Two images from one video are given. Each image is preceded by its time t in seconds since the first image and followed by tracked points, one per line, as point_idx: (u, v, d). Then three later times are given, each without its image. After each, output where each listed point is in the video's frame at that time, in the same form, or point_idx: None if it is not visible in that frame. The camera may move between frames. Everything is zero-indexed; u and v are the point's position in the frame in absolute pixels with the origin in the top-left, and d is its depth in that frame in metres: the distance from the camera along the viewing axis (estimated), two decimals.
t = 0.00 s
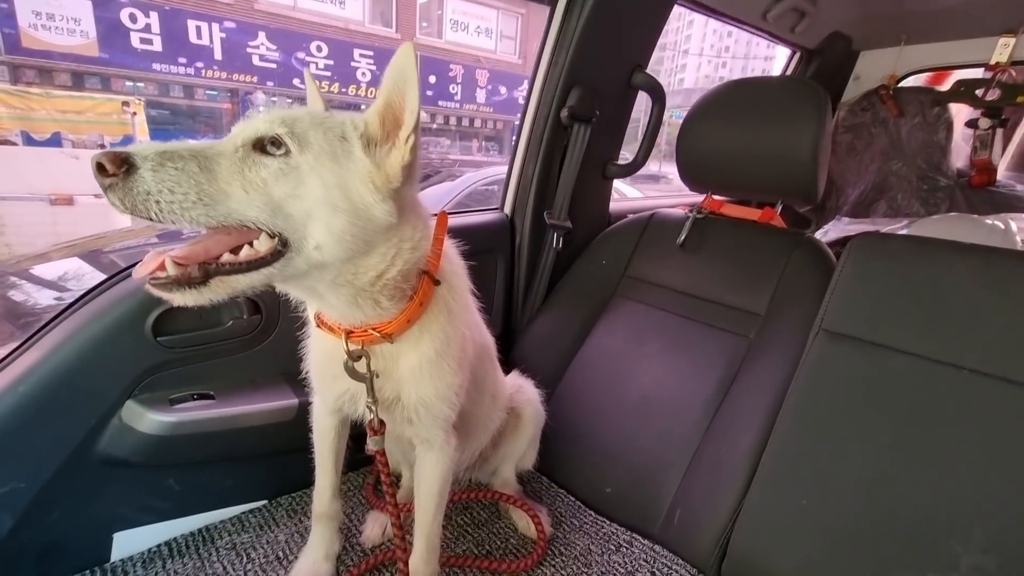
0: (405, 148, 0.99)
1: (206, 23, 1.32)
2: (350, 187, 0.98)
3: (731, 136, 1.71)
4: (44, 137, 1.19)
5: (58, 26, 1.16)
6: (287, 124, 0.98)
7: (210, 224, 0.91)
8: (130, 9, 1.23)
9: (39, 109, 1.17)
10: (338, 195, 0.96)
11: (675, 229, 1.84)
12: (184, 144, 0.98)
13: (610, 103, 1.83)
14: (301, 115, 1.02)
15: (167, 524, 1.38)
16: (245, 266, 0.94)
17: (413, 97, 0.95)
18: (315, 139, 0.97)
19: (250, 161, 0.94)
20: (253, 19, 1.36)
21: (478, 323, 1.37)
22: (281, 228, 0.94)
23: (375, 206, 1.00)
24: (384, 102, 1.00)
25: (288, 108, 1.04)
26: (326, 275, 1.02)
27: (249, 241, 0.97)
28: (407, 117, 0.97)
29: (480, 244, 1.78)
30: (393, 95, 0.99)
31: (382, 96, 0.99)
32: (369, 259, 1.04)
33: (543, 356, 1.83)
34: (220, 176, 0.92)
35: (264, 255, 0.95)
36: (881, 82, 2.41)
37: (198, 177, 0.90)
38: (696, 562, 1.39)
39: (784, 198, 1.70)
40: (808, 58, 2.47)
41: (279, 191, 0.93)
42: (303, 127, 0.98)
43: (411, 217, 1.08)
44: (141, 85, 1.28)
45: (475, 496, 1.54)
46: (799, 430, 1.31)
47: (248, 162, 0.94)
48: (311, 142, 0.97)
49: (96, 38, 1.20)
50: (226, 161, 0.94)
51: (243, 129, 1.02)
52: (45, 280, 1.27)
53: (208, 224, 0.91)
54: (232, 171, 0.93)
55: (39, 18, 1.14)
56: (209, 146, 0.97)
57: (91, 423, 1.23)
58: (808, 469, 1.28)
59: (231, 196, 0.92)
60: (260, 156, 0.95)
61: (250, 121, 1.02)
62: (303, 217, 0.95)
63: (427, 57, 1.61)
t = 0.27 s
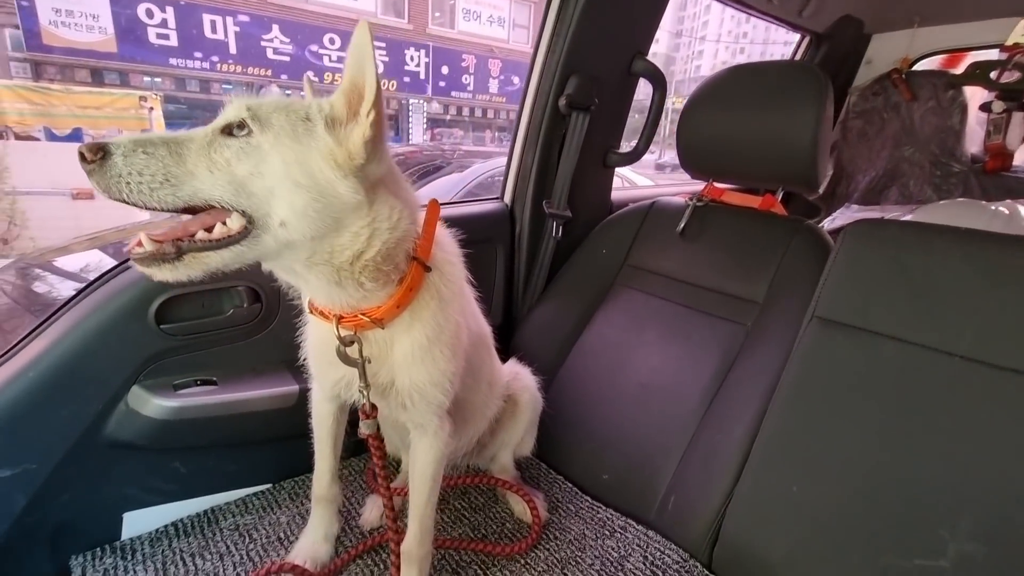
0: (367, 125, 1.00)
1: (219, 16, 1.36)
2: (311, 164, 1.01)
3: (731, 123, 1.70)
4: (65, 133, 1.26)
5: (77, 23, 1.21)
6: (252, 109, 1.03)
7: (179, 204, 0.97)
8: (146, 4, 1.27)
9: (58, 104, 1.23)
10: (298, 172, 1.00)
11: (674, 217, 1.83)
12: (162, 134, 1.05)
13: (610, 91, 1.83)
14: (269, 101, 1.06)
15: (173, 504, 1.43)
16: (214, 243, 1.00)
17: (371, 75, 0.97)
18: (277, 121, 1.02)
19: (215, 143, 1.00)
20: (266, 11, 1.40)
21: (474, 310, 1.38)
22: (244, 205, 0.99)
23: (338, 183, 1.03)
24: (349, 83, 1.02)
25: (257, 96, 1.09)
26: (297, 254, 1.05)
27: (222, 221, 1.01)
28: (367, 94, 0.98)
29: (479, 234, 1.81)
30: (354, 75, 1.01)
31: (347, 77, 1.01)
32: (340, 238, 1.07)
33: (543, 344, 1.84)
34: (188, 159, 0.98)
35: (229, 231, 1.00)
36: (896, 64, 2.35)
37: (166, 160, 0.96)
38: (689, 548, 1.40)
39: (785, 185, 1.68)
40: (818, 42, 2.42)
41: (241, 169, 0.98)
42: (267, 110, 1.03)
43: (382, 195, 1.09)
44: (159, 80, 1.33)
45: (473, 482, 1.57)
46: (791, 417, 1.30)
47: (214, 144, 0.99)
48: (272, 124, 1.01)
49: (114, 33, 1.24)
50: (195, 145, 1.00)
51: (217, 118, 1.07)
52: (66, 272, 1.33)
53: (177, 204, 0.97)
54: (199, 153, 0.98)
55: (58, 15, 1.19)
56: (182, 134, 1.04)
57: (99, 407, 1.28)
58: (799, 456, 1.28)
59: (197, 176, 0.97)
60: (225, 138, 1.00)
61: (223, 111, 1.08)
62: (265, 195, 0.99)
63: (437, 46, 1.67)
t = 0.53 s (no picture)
0: (377, 125, 1.01)
1: (236, 10, 1.37)
2: (313, 160, 1.02)
3: (744, 111, 1.67)
4: (87, 128, 1.27)
5: (97, 18, 1.23)
6: (252, 105, 1.04)
7: (183, 200, 0.99)
8: None
9: (80, 100, 1.25)
10: (300, 167, 1.01)
11: (686, 209, 1.81)
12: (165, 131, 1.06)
13: (620, 80, 1.82)
14: (268, 96, 1.07)
15: (191, 493, 1.47)
16: (218, 239, 1.01)
17: (392, 78, 0.96)
18: (278, 117, 1.03)
19: (216, 140, 1.01)
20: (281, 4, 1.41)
21: (483, 304, 1.39)
22: (246, 200, 1.00)
23: (340, 178, 1.04)
24: (360, 81, 1.02)
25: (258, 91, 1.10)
26: (297, 249, 1.07)
27: (227, 218, 1.03)
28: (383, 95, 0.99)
29: (489, 226, 1.82)
30: (367, 74, 1.01)
31: (358, 75, 1.01)
32: (341, 233, 1.08)
33: (553, 337, 1.84)
34: (191, 155, 0.99)
35: (230, 225, 1.01)
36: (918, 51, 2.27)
37: (170, 157, 0.98)
38: (699, 542, 1.40)
39: (801, 174, 1.64)
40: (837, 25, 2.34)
41: (243, 165, 0.99)
42: (268, 106, 1.04)
43: (383, 189, 1.11)
44: (177, 74, 1.35)
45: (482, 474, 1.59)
46: (803, 412, 1.29)
47: (215, 141, 1.01)
48: (273, 119, 1.02)
49: (134, 29, 1.26)
50: (197, 142, 1.01)
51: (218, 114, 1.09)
52: (89, 263, 1.37)
53: (181, 201, 0.98)
54: (201, 149, 1.00)
55: (79, 10, 1.20)
56: (185, 130, 1.05)
57: (117, 397, 1.31)
58: (809, 452, 1.26)
59: (199, 173, 0.99)
60: (226, 134, 1.02)
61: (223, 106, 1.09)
62: (267, 190, 1.00)
63: (450, 36, 1.67)
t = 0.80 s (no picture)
0: (389, 131, 1.03)
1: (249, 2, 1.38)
2: (325, 165, 1.04)
3: (756, 103, 1.64)
4: (106, 123, 1.30)
5: (114, 13, 1.26)
6: (258, 113, 1.05)
7: (199, 214, 1.00)
8: None
9: (100, 95, 1.28)
10: (313, 174, 1.02)
11: (697, 202, 1.80)
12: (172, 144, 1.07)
13: (630, 72, 1.79)
14: (271, 103, 1.07)
15: (206, 484, 1.51)
16: (233, 247, 1.02)
17: (400, 82, 0.97)
18: (285, 124, 1.04)
19: (226, 151, 1.02)
20: None
21: (489, 300, 1.39)
22: (261, 209, 1.01)
23: (352, 182, 1.06)
24: (367, 83, 1.03)
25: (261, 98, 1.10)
26: (311, 252, 1.08)
27: (240, 225, 1.04)
28: (393, 101, 1.00)
29: (497, 222, 1.83)
30: (374, 79, 1.02)
31: (365, 77, 1.02)
32: (353, 235, 1.09)
33: (562, 331, 1.84)
34: (202, 168, 1.00)
35: (245, 233, 1.03)
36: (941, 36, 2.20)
37: (181, 172, 0.99)
38: (705, 538, 1.40)
39: (815, 166, 1.61)
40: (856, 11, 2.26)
41: (256, 175, 1.00)
42: (275, 113, 1.05)
43: (391, 190, 1.12)
44: (192, 68, 1.36)
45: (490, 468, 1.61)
46: (811, 411, 1.28)
47: (224, 152, 1.02)
48: (281, 127, 1.03)
49: (149, 23, 1.28)
50: (207, 154, 1.02)
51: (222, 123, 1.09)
52: (110, 257, 1.39)
53: (197, 215, 1.00)
54: (211, 161, 1.01)
55: (96, 6, 1.23)
56: (191, 142, 1.06)
57: (133, 392, 1.35)
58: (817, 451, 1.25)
59: (213, 186, 1.00)
60: (235, 145, 1.02)
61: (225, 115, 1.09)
62: (281, 198, 1.01)
63: (462, 26, 1.68)
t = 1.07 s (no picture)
0: (399, 134, 1.05)
1: None
2: (346, 173, 1.06)
3: (766, 96, 1.62)
4: (124, 121, 1.34)
5: (129, 12, 1.28)
6: (275, 126, 1.04)
7: (231, 234, 1.01)
8: None
9: (117, 93, 1.31)
10: (337, 183, 1.04)
11: (706, 196, 1.79)
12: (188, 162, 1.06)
13: (639, 65, 1.79)
14: (284, 113, 1.07)
15: (220, 476, 1.54)
16: (266, 259, 1.04)
17: (406, 84, 0.98)
18: (304, 135, 1.04)
19: (249, 168, 1.02)
20: None
21: (495, 295, 1.41)
22: (289, 222, 1.03)
23: (371, 187, 1.08)
24: (373, 87, 1.04)
25: (272, 107, 1.09)
26: (334, 256, 1.10)
27: (265, 237, 1.06)
28: (400, 103, 1.01)
29: (505, 217, 1.84)
30: (377, 82, 1.03)
31: (370, 81, 1.04)
32: (372, 237, 1.11)
33: (571, 326, 1.85)
34: (229, 188, 1.00)
35: (275, 246, 1.05)
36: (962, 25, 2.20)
37: (209, 194, 0.99)
38: (712, 533, 1.40)
39: (826, 159, 1.59)
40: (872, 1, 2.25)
41: (283, 191, 1.01)
42: (290, 123, 1.05)
43: (406, 190, 1.15)
44: (206, 66, 1.39)
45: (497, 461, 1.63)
46: (819, 407, 1.27)
47: (248, 169, 1.02)
48: (301, 140, 1.03)
49: (165, 22, 1.31)
50: (230, 172, 1.02)
51: (234, 135, 1.08)
52: (129, 254, 1.43)
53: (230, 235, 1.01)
54: (236, 180, 1.01)
55: (113, 6, 1.25)
56: (208, 159, 1.05)
57: (150, 386, 1.38)
58: (824, 447, 1.25)
59: (242, 205, 1.00)
60: (257, 161, 1.02)
61: (237, 127, 1.08)
62: (308, 210, 1.03)
63: (474, 20, 1.68)
